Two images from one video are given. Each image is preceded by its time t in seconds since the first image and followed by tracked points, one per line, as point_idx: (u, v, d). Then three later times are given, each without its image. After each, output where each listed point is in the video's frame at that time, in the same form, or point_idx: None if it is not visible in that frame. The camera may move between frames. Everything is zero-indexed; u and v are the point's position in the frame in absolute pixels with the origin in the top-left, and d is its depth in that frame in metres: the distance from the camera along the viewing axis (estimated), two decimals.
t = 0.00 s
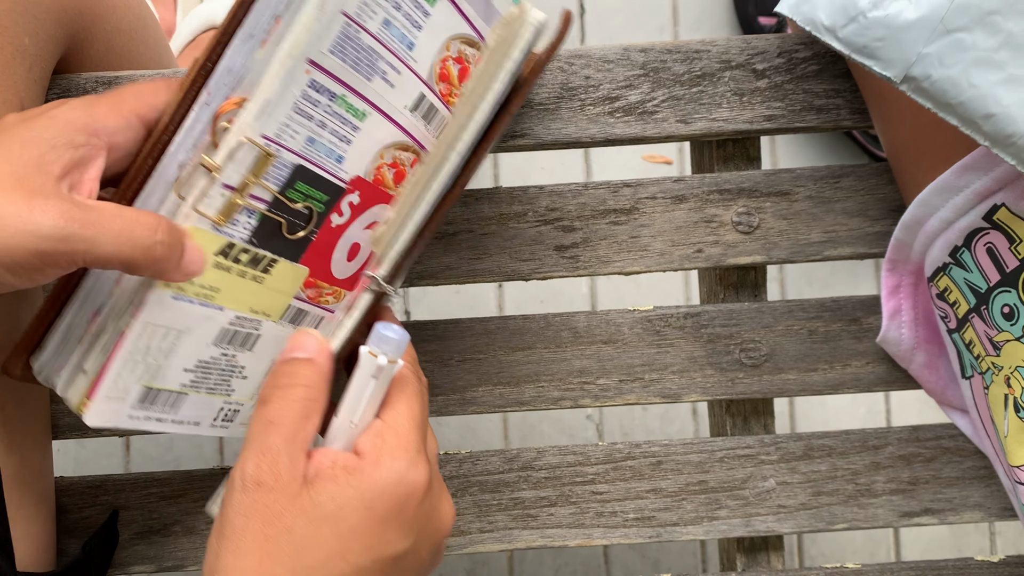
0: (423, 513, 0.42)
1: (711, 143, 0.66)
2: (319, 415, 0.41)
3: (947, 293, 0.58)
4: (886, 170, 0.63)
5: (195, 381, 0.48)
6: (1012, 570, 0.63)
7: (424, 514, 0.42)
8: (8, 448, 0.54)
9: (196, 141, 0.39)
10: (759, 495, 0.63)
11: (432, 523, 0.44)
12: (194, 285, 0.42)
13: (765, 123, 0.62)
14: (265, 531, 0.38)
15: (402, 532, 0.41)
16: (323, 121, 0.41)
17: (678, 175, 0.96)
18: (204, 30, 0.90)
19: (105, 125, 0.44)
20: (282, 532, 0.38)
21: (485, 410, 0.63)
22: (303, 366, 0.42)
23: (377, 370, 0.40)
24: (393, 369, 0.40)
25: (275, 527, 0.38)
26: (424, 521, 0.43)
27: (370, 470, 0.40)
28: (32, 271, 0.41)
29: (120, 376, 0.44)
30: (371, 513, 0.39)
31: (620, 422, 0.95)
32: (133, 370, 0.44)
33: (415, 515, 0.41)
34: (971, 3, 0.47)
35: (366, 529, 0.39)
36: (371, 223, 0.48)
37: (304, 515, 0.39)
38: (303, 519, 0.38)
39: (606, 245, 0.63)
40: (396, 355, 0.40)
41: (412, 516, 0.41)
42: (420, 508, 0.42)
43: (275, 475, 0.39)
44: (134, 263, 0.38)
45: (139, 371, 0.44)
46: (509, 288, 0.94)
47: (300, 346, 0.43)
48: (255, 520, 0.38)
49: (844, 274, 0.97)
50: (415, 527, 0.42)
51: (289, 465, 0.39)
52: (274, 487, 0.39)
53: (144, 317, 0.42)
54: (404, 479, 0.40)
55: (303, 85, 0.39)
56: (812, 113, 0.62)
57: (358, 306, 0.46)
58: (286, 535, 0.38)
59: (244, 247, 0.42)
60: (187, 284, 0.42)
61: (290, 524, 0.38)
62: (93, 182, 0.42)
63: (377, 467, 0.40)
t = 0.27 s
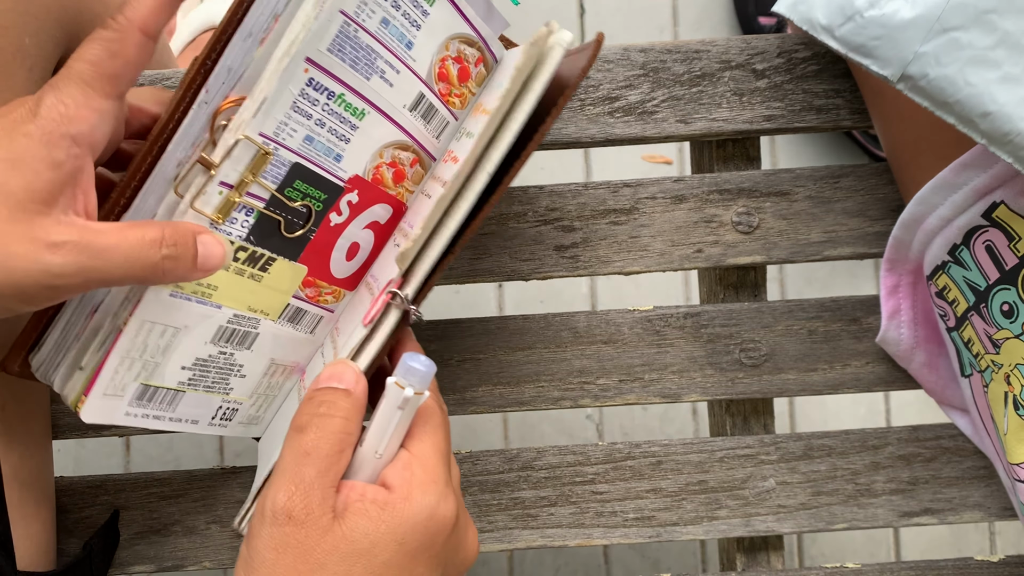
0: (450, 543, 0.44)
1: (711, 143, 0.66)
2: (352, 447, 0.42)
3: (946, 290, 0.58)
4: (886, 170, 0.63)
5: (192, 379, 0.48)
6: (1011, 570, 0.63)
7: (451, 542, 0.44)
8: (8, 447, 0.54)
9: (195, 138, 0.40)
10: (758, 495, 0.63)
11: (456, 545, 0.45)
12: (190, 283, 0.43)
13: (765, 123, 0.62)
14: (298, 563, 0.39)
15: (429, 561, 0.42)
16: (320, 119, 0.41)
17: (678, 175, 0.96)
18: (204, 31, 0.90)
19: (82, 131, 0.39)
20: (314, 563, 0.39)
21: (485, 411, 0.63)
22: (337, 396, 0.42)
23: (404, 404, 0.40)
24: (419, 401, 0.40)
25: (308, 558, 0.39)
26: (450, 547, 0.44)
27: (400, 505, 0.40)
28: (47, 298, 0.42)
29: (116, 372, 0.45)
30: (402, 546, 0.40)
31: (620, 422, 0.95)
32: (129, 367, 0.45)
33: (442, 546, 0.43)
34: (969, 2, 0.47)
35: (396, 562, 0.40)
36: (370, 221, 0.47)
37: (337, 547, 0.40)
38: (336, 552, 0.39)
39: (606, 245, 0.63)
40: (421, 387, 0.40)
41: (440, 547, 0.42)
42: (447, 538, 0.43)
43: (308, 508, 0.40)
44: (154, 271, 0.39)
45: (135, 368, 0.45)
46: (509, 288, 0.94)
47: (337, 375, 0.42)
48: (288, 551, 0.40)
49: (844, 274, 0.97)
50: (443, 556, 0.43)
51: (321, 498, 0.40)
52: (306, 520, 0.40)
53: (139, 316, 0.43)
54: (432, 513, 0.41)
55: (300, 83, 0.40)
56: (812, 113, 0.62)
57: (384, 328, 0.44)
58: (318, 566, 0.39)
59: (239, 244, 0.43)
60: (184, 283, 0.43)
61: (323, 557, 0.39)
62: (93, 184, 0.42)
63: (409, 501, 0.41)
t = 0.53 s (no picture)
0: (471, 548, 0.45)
1: (711, 142, 0.66)
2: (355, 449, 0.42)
3: (947, 290, 0.58)
4: (886, 170, 0.63)
5: (181, 369, 0.49)
6: (1011, 570, 0.64)
7: (471, 548, 0.45)
8: (7, 446, 0.54)
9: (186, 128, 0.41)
10: (759, 495, 0.63)
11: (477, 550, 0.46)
12: (176, 269, 0.44)
13: (765, 123, 0.62)
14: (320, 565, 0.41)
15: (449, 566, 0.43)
16: (304, 108, 0.42)
17: (678, 175, 0.96)
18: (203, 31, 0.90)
19: (88, 163, 0.40)
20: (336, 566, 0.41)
21: (485, 411, 0.63)
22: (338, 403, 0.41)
23: (428, 409, 0.41)
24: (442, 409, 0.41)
25: (328, 561, 0.41)
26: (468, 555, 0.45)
27: (422, 511, 0.42)
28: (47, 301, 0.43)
29: (100, 356, 0.46)
30: (422, 550, 0.42)
31: (620, 422, 0.95)
32: (113, 350, 0.46)
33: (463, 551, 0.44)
34: None
35: (417, 566, 0.42)
36: (365, 217, 0.48)
37: (358, 550, 0.41)
38: (357, 555, 0.41)
39: (606, 245, 0.63)
40: (444, 395, 0.41)
41: (459, 552, 0.44)
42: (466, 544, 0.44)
43: (323, 514, 0.41)
44: (149, 251, 0.40)
45: (120, 353, 0.46)
46: (509, 288, 0.94)
47: (330, 379, 0.42)
48: (310, 553, 0.41)
49: (843, 274, 0.97)
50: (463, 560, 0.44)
51: (342, 502, 0.41)
52: (328, 524, 0.41)
53: (122, 297, 0.44)
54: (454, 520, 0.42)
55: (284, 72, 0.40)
56: (812, 113, 0.62)
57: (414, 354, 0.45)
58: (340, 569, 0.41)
59: (226, 234, 0.44)
60: (168, 268, 0.44)
61: (344, 560, 0.41)
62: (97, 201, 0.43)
63: (431, 508, 0.42)
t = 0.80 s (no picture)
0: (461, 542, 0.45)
1: (711, 143, 0.66)
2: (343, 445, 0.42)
3: (946, 291, 0.58)
4: (887, 170, 0.63)
5: (181, 369, 0.48)
6: (1011, 570, 0.63)
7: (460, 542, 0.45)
8: (8, 446, 0.54)
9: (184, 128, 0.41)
10: (758, 495, 0.63)
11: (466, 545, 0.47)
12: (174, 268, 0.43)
13: (765, 123, 0.62)
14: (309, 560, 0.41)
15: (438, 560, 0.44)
16: (302, 107, 0.42)
17: (678, 175, 0.96)
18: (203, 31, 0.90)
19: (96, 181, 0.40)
20: (324, 562, 0.41)
21: (485, 411, 0.63)
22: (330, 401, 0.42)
23: (417, 404, 0.41)
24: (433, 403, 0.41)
25: (318, 556, 0.41)
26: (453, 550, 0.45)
27: (412, 507, 0.42)
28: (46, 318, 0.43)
29: (99, 356, 0.45)
30: (411, 545, 0.42)
31: (620, 422, 0.95)
32: (112, 350, 0.45)
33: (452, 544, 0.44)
34: (961, 10, 0.48)
35: (406, 560, 0.42)
36: (365, 217, 0.48)
37: (347, 546, 0.41)
38: (347, 550, 0.41)
39: (605, 245, 0.63)
40: (436, 389, 0.41)
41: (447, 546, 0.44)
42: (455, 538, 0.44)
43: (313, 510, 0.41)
44: (152, 282, 0.40)
45: (119, 352, 0.46)
46: (509, 288, 0.94)
47: (320, 375, 0.42)
48: (299, 549, 0.41)
49: (844, 274, 0.97)
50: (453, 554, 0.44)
51: (333, 499, 0.41)
52: (318, 520, 0.41)
53: (121, 300, 0.43)
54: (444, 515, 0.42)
55: (280, 70, 0.40)
56: (812, 113, 0.62)
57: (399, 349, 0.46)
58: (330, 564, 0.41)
59: (225, 233, 0.43)
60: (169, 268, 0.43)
61: (333, 555, 0.41)
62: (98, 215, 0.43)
63: (422, 503, 0.42)
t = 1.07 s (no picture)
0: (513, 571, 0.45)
1: (711, 143, 0.66)
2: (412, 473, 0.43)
3: (945, 291, 0.58)
4: (887, 170, 0.63)
5: (182, 370, 0.49)
6: (1011, 570, 0.63)
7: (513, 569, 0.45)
8: (7, 446, 0.54)
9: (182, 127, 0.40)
10: (758, 495, 0.63)
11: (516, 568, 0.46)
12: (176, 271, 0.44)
13: (765, 124, 0.62)
14: None
15: None
16: (304, 108, 0.42)
17: (678, 175, 0.96)
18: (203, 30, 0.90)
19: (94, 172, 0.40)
20: None
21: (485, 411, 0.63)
22: (403, 427, 0.42)
23: (472, 434, 0.41)
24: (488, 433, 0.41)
25: None
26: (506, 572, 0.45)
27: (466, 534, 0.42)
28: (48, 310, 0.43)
29: (101, 357, 0.45)
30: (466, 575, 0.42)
31: (620, 422, 0.95)
32: (114, 352, 0.46)
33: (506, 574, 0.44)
34: (954, 21, 0.48)
35: None
36: (366, 218, 0.48)
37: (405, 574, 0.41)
38: None
39: (606, 246, 0.63)
40: (489, 419, 0.41)
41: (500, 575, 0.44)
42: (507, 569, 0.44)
43: (374, 533, 0.41)
44: (152, 269, 0.40)
45: (121, 354, 0.46)
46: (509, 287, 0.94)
47: (400, 404, 0.43)
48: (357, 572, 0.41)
49: (844, 273, 0.97)
50: None
51: (390, 525, 0.41)
52: (376, 546, 0.41)
53: (123, 302, 0.43)
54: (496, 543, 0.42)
55: (281, 72, 0.40)
56: (812, 113, 0.62)
57: (457, 377, 0.45)
58: None
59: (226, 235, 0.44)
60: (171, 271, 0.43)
61: None
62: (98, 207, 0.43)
63: (473, 531, 0.42)
